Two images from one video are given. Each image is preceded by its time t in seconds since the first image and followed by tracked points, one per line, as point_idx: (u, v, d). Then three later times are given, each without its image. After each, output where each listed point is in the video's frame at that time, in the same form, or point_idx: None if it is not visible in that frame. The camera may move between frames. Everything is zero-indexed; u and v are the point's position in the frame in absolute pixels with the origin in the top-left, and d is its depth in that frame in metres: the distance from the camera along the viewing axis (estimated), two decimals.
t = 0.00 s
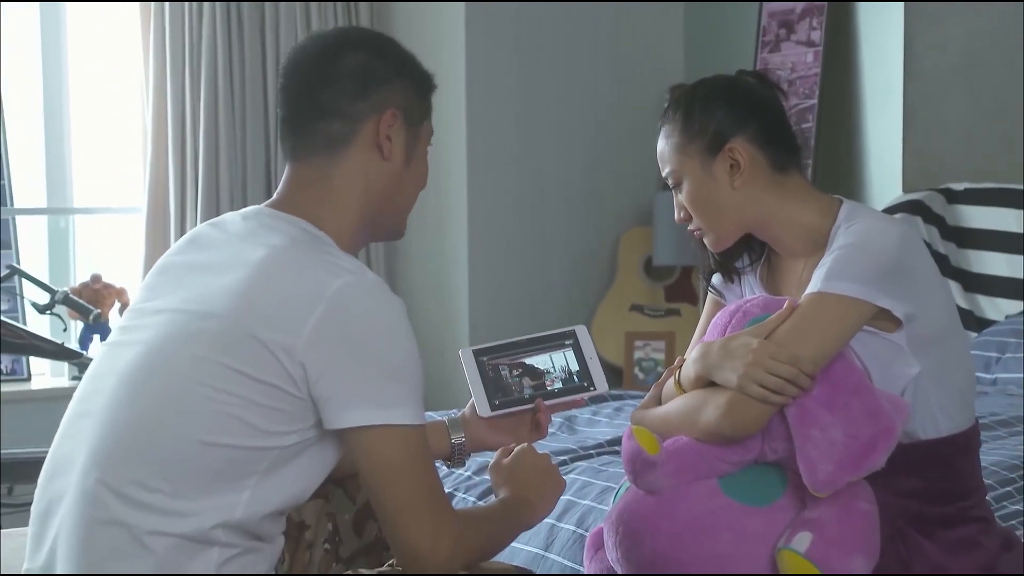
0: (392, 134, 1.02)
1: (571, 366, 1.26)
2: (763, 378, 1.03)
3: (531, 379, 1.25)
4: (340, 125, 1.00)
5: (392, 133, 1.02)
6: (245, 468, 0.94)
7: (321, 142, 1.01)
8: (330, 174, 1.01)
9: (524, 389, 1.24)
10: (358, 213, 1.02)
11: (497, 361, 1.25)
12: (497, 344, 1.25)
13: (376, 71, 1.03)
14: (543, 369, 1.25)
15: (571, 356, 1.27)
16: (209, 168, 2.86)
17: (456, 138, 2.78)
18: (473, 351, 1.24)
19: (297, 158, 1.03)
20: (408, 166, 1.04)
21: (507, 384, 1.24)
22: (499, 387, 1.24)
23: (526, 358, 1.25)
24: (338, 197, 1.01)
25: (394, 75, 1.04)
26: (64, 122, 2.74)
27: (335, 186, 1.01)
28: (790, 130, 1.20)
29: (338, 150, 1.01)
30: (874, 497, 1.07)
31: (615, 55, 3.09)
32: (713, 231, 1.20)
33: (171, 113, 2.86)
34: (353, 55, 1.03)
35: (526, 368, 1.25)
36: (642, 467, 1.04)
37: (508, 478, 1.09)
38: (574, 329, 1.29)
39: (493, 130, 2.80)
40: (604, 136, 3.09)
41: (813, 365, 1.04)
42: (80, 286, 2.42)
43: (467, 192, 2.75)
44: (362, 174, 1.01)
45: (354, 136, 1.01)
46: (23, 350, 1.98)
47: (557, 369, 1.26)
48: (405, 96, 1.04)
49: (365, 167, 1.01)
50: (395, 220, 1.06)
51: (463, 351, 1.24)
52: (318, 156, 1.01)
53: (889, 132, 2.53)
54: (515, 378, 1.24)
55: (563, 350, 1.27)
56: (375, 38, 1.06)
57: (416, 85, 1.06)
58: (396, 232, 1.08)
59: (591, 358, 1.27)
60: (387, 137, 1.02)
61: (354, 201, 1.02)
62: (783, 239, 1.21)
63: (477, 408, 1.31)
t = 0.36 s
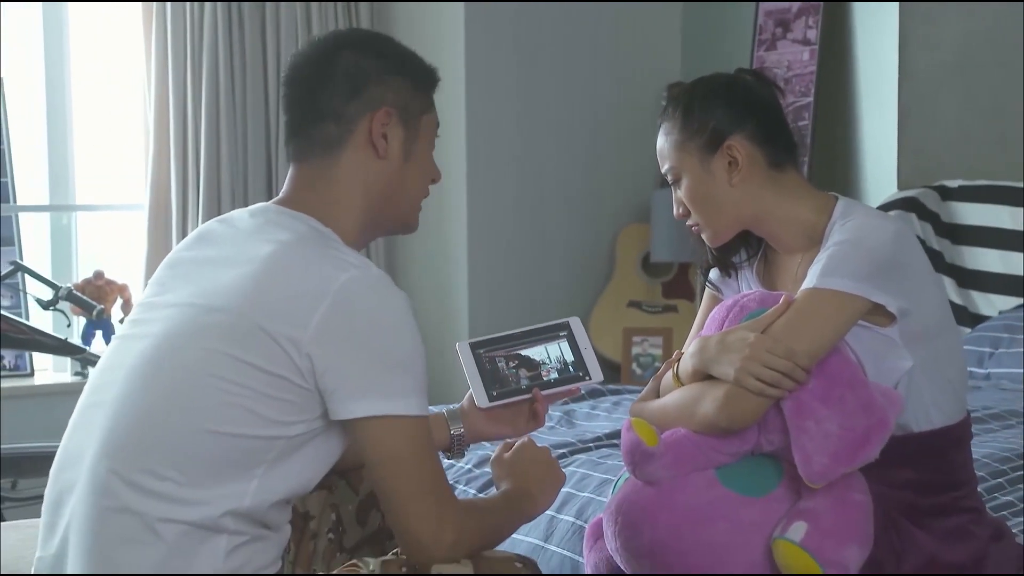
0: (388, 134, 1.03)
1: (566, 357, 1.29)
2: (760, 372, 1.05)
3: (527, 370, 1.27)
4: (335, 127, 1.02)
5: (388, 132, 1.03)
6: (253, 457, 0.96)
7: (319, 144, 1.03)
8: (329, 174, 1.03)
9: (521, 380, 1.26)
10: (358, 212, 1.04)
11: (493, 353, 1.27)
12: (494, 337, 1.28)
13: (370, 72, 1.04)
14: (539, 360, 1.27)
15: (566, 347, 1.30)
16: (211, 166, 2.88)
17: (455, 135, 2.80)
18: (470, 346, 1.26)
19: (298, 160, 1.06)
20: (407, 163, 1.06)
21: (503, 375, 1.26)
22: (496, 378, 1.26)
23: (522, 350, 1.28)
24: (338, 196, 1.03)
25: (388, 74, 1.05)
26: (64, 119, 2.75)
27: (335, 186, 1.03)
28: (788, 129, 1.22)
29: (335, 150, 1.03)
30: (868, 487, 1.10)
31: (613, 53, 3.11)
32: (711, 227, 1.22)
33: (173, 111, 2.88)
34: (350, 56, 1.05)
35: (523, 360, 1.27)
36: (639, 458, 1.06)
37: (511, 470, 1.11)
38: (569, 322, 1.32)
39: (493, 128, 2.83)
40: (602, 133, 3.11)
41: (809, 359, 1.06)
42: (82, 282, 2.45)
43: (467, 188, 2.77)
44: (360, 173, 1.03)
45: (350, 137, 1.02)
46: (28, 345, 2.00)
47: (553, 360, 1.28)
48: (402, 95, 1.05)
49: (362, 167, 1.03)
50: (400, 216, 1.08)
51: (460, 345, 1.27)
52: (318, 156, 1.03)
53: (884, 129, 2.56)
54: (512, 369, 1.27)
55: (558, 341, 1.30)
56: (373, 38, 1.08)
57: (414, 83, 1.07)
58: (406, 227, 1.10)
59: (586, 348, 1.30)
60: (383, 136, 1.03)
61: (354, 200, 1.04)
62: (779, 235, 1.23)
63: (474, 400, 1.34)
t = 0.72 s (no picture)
0: (391, 134, 1.05)
1: (567, 352, 1.31)
2: (757, 367, 1.07)
3: (529, 365, 1.29)
4: (340, 129, 1.05)
5: (391, 133, 1.05)
6: (262, 448, 0.98)
7: (324, 145, 1.05)
8: (334, 175, 1.06)
9: (522, 375, 1.29)
10: (363, 211, 1.06)
11: (495, 349, 1.29)
12: (494, 333, 1.29)
13: (373, 73, 1.06)
14: (540, 356, 1.30)
15: (566, 343, 1.32)
16: (213, 166, 2.91)
17: (454, 133, 2.82)
18: (472, 342, 1.27)
19: (304, 161, 1.08)
20: (411, 163, 1.08)
21: (505, 370, 1.28)
22: (498, 373, 1.28)
23: (523, 345, 1.30)
24: (343, 196, 1.06)
25: (391, 75, 1.07)
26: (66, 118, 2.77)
27: (340, 186, 1.06)
28: (784, 129, 1.24)
29: (339, 152, 1.05)
30: (862, 479, 1.12)
31: (612, 52, 3.14)
32: (708, 226, 1.24)
33: (174, 111, 2.90)
34: (353, 58, 1.07)
35: (524, 355, 1.29)
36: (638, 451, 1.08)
37: (514, 463, 1.13)
38: (569, 318, 1.34)
39: (492, 127, 2.85)
40: (600, 132, 3.13)
41: (805, 354, 1.09)
42: (84, 280, 2.47)
43: (466, 187, 2.79)
44: (364, 174, 1.05)
45: (354, 138, 1.05)
46: (31, 342, 2.02)
47: (554, 355, 1.30)
48: (405, 96, 1.07)
49: (366, 167, 1.05)
50: (404, 215, 1.10)
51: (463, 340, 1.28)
52: (323, 157, 1.06)
53: (880, 128, 2.58)
54: (513, 365, 1.29)
55: (559, 338, 1.32)
56: (376, 40, 1.10)
57: (417, 83, 1.08)
58: (411, 224, 1.12)
59: (586, 344, 1.32)
60: (387, 137, 1.05)
61: (359, 200, 1.06)
62: (776, 234, 1.26)
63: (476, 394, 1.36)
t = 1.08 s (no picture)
0: (396, 135, 1.08)
1: (566, 347, 1.33)
2: (753, 360, 1.10)
3: (529, 360, 1.31)
4: (347, 130, 1.07)
5: (397, 134, 1.08)
6: (270, 440, 1.00)
7: (331, 147, 1.08)
8: (341, 175, 1.08)
9: (522, 369, 1.31)
10: (369, 210, 1.09)
11: (495, 344, 1.31)
12: (495, 328, 1.31)
13: (379, 75, 1.08)
14: (540, 351, 1.32)
15: (565, 339, 1.34)
16: (215, 164, 2.93)
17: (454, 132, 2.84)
18: (474, 337, 1.30)
19: (311, 161, 1.10)
20: (416, 163, 1.10)
21: (505, 364, 1.30)
22: (499, 368, 1.30)
23: (523, 340, 1.32)
24: (350, 196, 1.08)
25: (397, 77, 1.09)
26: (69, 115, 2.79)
27: (347, 186, 1.08)
28: (780, 128, 1.26)
29: (346, 153, 1.07)
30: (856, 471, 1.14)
31: (611, 52, 3.16)
32: (705, 222, 1.27)
33: (177, 110, 2.93)
34: (359, 61, 1.09)
35: (524, 350, 1.31)
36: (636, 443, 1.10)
37: (517, 457, 1.14)
38: (569, 315, 1.36)
39: (491, 126, 2.87)
40: (599, 131, 3.15)
41: (799, 347, 1.11)
42: (87, 277, 2.50)
43: (466, 185, 2.82)
44: (371, 174, 1.08)
45: (360, 139, 1.07)
46: (35, 338, 2.04)
47: (553, 350, 1.32)
48: (410, 98, 1.09)
49: (373, 168, 1.08)
50: (410, 215, 1.13)
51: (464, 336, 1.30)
52: (331, 158, 1.08)
53: (876, 127, 2.61)
54: (514, 359, 1.31)
55: (559, 333, 1.34)
56: (382, 42, 1.12)
57: (421, 86, 1.10)
58: (417, 223, 1.15)
59: (585, 339, 1.34)
60: (392, 138, 1.08)
61: (365, 200, 1.08)
62: (771, 230, 1.28)
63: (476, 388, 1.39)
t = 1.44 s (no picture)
0: (401, 136, 1.10)
1: (564, 342, 1.36)
2: (749, 354, 1.12)
3: (527, 354, 1.34)
4: (353, 132, 1.09)
5: (401, 135, 1.10)
6: (278, 431, 1.02)
7: (337, 149, 1.10)
8: (347, 175, 1.10)
9: (521, 362, 1.33)
10: (374, 210, 1.11)
11: (495, 338, 1.34)
12: (494, 323, 1.34)
13: (382, 77, 1.10)
14: (538, 345, 1.34)
15: (563, 334, 1.37)
16: (215, 162, 2.95)
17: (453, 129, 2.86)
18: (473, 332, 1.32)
19: (317, 161, 1.12)
20: (420, 163, 1.12)
21: (504, 357, 1.33)
22: (498, 361, 1.33)
23: (521, 335, 1.35)
24: (355, 196, 1.10)
25: (400, 79, 1.11)
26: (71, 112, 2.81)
27: (352, 187, 1.10)
28: (776, 125, 1.28)
29: (352, 154, 1.09)
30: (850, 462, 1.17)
31: (608, 50, 3.18)
32: (702, 218, 1.29)
33: (178, 107, 2.95)
34: (363, 62, 1.11)
35: (522, 345, 1.34)
36: (634, 435, 1.12)
37: (517, 451, 1.16)
38: (566, 312, 1.40)
39: (490, 123, 2.89)
40: (597, 127, 3.17)
41: (795, 341, 1.13)
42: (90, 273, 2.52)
43: (465, 182, 2.84)
44: (376, 175, 1.10)
45: (365, 141, 1.09)
46: (39, 334, 2.06)
47: (552, 345, 1.35)
48: (414, 99, 1.11)
49: (378, 168, 1.10)
50: (415, 213, 1.15)
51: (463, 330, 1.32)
52: (336, 159, 1.10)
53: (871, 124, 2.63)
54: (512, 353, 1.33)
55: (556, 329, 1.37)
56: (385, 43, 1.13)
57: (425, 86, 1.12)
58: (422, 221, 1.17)
59: (583, 335, 1.37)
60: (397, 139, 1.10)
61: (370, 200, 1.10)
62: (766, 226, 1.30)
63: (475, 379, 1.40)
